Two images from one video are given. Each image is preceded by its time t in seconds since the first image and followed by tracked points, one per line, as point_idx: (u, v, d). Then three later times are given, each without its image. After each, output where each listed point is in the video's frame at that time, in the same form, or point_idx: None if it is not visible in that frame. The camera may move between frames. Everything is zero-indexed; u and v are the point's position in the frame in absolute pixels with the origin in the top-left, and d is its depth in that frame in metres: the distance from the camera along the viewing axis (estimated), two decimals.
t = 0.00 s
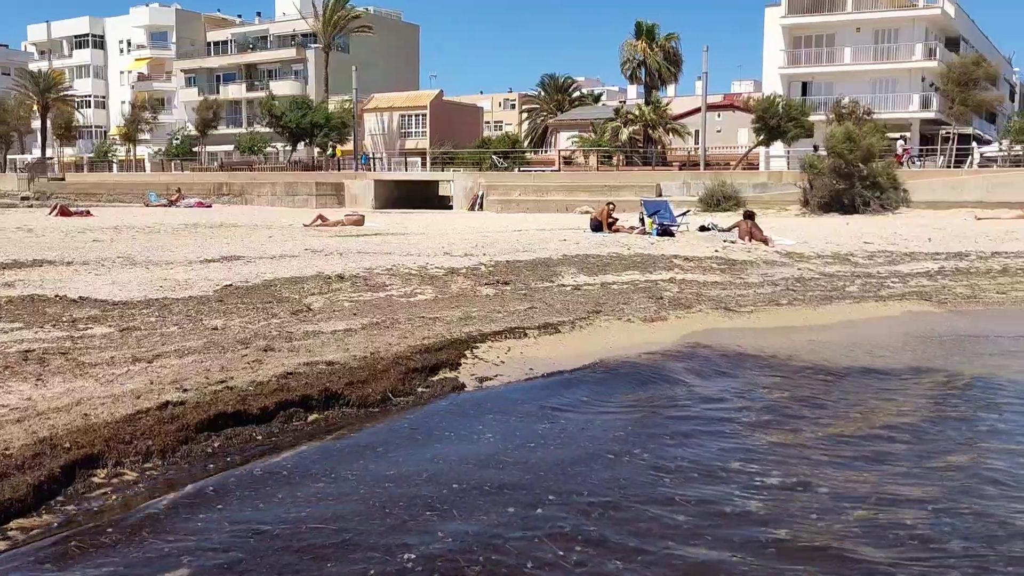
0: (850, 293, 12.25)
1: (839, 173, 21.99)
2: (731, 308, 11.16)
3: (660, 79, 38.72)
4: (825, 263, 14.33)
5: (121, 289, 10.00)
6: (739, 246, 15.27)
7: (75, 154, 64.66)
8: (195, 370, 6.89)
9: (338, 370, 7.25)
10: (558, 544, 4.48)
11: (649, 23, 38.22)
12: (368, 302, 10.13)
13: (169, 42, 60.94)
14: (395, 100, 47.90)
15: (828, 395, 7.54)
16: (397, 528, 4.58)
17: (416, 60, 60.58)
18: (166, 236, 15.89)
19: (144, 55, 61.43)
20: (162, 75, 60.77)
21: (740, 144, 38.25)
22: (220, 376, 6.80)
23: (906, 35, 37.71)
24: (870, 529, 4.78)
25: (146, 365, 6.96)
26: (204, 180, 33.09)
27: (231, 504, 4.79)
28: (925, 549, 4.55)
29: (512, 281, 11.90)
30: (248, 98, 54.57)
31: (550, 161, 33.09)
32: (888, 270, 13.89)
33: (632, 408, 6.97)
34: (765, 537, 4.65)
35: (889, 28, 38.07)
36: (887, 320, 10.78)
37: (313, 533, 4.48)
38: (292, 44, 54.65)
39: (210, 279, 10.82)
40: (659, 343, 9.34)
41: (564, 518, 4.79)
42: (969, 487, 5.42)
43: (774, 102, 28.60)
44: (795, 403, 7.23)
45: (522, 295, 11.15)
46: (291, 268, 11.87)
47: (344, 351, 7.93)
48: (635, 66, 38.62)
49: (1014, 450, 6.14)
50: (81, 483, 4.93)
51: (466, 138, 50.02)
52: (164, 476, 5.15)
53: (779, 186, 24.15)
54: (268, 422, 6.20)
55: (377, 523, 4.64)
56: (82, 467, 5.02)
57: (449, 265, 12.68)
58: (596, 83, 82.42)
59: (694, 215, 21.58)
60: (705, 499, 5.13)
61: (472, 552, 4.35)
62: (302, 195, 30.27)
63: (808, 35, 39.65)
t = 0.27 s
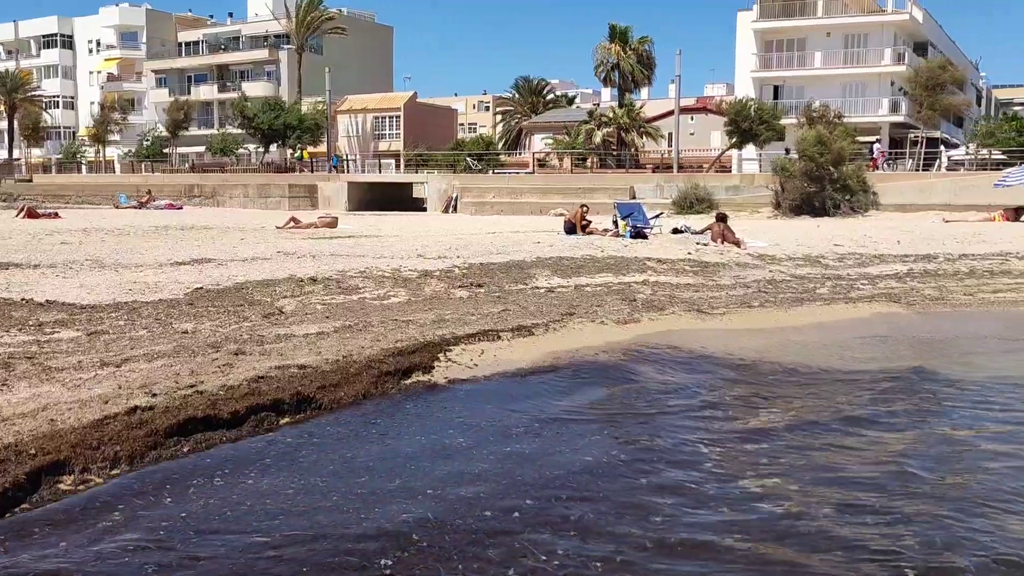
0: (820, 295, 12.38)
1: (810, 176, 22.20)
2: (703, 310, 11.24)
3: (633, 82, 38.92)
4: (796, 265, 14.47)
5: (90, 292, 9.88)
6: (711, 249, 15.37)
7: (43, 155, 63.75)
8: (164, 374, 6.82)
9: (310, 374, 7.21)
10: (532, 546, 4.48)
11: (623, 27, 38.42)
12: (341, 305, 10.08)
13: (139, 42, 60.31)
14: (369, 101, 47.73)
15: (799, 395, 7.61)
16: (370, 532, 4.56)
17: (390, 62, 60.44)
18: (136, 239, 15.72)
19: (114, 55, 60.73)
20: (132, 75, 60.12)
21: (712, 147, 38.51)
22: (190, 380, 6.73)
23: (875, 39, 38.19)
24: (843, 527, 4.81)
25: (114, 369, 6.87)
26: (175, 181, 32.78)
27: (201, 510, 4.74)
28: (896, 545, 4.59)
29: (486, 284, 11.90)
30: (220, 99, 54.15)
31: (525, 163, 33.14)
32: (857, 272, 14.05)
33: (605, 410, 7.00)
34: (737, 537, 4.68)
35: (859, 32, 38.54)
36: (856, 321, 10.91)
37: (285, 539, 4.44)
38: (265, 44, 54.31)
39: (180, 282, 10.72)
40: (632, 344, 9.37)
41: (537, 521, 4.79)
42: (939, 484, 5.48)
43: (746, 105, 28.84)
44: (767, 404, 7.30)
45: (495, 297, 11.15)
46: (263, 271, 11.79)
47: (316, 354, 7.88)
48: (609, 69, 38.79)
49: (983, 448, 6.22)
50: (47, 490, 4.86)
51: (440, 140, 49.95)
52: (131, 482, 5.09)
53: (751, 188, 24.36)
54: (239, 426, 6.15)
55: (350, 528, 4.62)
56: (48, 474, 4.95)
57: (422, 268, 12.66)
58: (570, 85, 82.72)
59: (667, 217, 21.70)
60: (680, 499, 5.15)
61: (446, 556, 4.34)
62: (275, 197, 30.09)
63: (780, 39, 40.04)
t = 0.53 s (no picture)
0: (790, 297, 12.50)
1: (781, 179, 22.40)
2: (675, 313, 11.31)
3: (606, 85, 39.07)
4: (766, 268, 14.59)
5: (56, 296, 9.74)
6: (683, 252, 15.46)
7: (9, 156, 62.75)
8: (132, 380, 6.73)
9: (280, 378, 7.16)
10: (504, 551, 4.48)
11: (596, 30, 38.57)
12: (312, 308, 10.02)
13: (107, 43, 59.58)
14: (341, 103, 47.51)
15: (770, 397, 7.68)
16: (341, 538, 4.54)
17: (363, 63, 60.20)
18: (104, 242, 15.51)
19: (82, 55, 59.93)
20: (100, 76, 59.37)
21: (684, 150, 38.75)
22: (158, 385, 6.65)
23: (844, 44, 38.65)
24: (813, 528, 4.85)
25: (81, 375, 6.78)
26: (144, 183, 32.40)
27: (169, 518, 4.69)
28: (865, 546, 4.63)
29: (458, 286, 11.89)
30: (190, 101, 53.64)
31: (498, 166, 33.14)
32: (826, 274, 14.20)
33: (576, 412, 7.02)
34: (707, 538, 4.72)
35: (828, 37, 38.97)
36: (825, 324, 11.03)
37: (255, 547, 4.40)
38: (235, 46, 53.89)
39: (149, 286, 10.60)
40: (604, 347, 9.41)
41: (509, 524, 4.79)
42: (907, 485, 5.54)
43: (717, 109, 29.05)
44: (737, 406, 7.35)
45: (467, 300, 11.14)
46: (233, 274, 11.69)
47: (287, 358, 7.83)
48: (581, 72, 38.90)
49: (949, 449, 6.31)
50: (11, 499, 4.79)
51: (413, 143, 49.82)
52: (98, 489, 5.03)
53: (722, 191, 24.53)
54: (208, 431, 6.10)
55: (321, 534, 4.59)
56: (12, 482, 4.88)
57: (395, 271, 12.62)
58: (543, 88, 82.90)
59: (639, 220, 21.80)
60: (652, 501, 5.17)
61: (418, 561, 4.33)
62: (246, 199, 29.84)
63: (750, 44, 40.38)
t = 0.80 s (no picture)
0: (758, 299, 12.61)
1: (749, 182, 22.59)
2: (644, 314, 11.36)
3: (575, 87, 39.20)
4: (735, 270, 14.71)
5: (17, 299, 9.57)
6: (652, 253, 15.53)
7: None
8: (95, 384, 6.63)
9: (248, 381, 7.08)
10: (475, 553, 4.47)
11: (565, 32, 38.68)
12: (280, 310, 9.94)
13: (71, 42, 58.67)
14: (310, 104, 47.20)
15: (738, 397, 7.73)
16: (311, 543, 4.51)
17: (332, 64, 59.88)
18: (67, 243, 15.27)
19: (44, 54, 58.97)
20: (63, 75, 58.49)
21: (653, 152, 38.97)
22: (123, 390, 6.55)
23: (811, 48, 39.10)
24: (783, 529, 4.89)
25: (43, 379, 6.67)
26: (108, 184, 31.95)
27: (133, 525, 4.61)
28: (834, 548, 4.67)
29: (428, 289, 11.85)
30: (156, 101, 53.00)
31: (468, 167, 33.12)
32: (793, 276, 14.35)
33: (545, 413, 7.03)
34: (677, 537, 4.74)
35: (795, 41, 39.40)
36: (792, 326, 11.13)
37: (222, 553, 4.35)
38: (202, 45, 53.35)
39: (113, 288, 10.45)
40: (574, 349, 9.43)
41: (481, 527, 4.78)
42: (875, 486, 5.61)
43: (686, 112, 29.25)
44: (706, 406, 7.40)
45: (437, 302, 11.11)
46: (200, 276, 11.56)
47: (254, 362, 7.75)
48: (551, 74, 38.99)
49: (915, 450, 6.39)
50: None
51: (383, 144, 49.63)
52: (61, 495, 4.94)
53: (691, 194, 24.71)
54: (173, 435, 6.02)
55: (292, 539, 4.55)
56: None
57: (364, 272, 12.56)
58: (513, 90, 82.98)
59: (609, 222, 21.87)
60: (623, 503, 5.18)
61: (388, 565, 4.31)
62: (213, 201, 29.55)
63: (718, 47, 40.70)
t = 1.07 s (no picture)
0: (720, 300, 12.74)
1: (711, 184, 22.80)
2: (608, 315, 11.42)
3: (539, 89, 39.28)
4: (697, 271, 14.84)
5: None
6: (616, 255, 15.61)
7: None
8: (51, 389, 6.50)
9: (208, 385, 6.99)
10: (440, 556, 4.47)
11: (529, 34, 38.75)
12: (241, 313, 9.83)
13: (26, 40, 57.49)
14: (272, 104, 46.77)
15: (702, 398, 7.80)
16: (275, 547, 4.47)
17: (294, 64, 59.39)
18: (22, 246, 14.97)
19: None
20: (18, 73, 57.29)
21: (617, 154, 39.17)
22: (79, 394, 6.43)
23: (772, 52, 39.59)
24: (750, 529, 4.93)
25: None
26: (65, 185, 31.37)
27: (91, 532, 4.53)
28: (800, 548, 4.73)
29: (391, 291, 11.80)
30: (114, 100, 52.15)
31: (432, 169, 33.04)
32: (755, 277, 14.51)
33: (509, 415, 7.03)
34: (641, 538, 4.77)
35: (756, 45, 39.87)
36: (753, 326, 11.26)
37: (186, 561, 4.28)
38: (162, 44, 52.62)
39: (70, 291, 10.25)
40: (538, 351, 9.45)
41: (446, 530, 4.78)
42: (839, 485, 5.69)
43: (650, 114, 29.43)
44: (668, 407, 7.46)
45: (401, 304, 11.07)
46: (159, 278, 11.39)
47: (215, 365, 7.65)
48: (515, 76, 39.03)
49: (876, 449, 6.50)
50: None
51: (346, 145, 49.32)
52: (15, 503, 4.84)
53: (654, 196, 24.87)
54: (132, 441, 5.93)
55: (255, 544, 4.50)
56: None
57: (327, 275, 12.46)
58: (477, 91, 82.92)
59: (573, 224, 21.94)
60: (592, 504, 5.19)
61: (353, 569, 4.29)
62: (173, 202, 29.14)
63: (681, 50, 41.04)
